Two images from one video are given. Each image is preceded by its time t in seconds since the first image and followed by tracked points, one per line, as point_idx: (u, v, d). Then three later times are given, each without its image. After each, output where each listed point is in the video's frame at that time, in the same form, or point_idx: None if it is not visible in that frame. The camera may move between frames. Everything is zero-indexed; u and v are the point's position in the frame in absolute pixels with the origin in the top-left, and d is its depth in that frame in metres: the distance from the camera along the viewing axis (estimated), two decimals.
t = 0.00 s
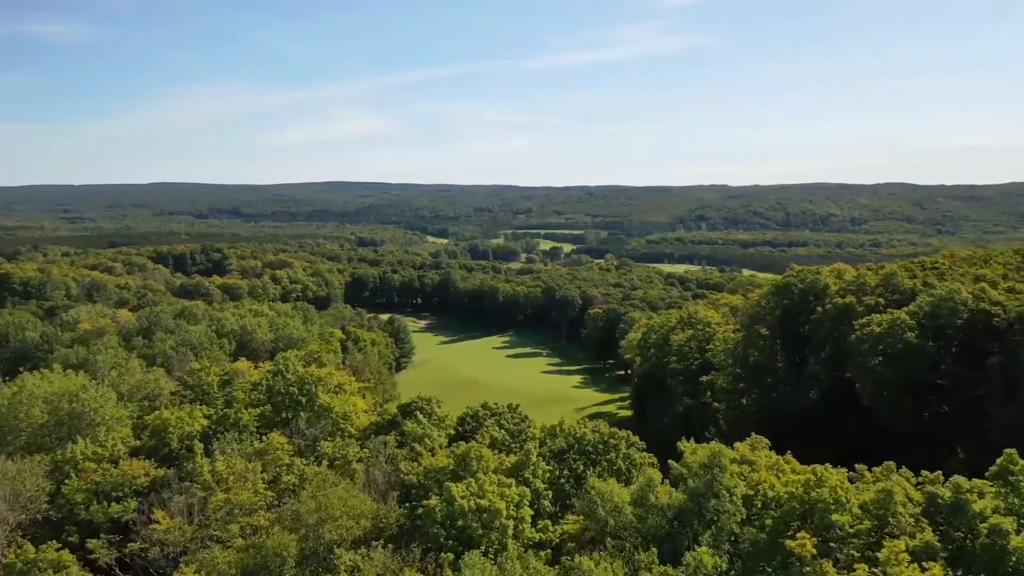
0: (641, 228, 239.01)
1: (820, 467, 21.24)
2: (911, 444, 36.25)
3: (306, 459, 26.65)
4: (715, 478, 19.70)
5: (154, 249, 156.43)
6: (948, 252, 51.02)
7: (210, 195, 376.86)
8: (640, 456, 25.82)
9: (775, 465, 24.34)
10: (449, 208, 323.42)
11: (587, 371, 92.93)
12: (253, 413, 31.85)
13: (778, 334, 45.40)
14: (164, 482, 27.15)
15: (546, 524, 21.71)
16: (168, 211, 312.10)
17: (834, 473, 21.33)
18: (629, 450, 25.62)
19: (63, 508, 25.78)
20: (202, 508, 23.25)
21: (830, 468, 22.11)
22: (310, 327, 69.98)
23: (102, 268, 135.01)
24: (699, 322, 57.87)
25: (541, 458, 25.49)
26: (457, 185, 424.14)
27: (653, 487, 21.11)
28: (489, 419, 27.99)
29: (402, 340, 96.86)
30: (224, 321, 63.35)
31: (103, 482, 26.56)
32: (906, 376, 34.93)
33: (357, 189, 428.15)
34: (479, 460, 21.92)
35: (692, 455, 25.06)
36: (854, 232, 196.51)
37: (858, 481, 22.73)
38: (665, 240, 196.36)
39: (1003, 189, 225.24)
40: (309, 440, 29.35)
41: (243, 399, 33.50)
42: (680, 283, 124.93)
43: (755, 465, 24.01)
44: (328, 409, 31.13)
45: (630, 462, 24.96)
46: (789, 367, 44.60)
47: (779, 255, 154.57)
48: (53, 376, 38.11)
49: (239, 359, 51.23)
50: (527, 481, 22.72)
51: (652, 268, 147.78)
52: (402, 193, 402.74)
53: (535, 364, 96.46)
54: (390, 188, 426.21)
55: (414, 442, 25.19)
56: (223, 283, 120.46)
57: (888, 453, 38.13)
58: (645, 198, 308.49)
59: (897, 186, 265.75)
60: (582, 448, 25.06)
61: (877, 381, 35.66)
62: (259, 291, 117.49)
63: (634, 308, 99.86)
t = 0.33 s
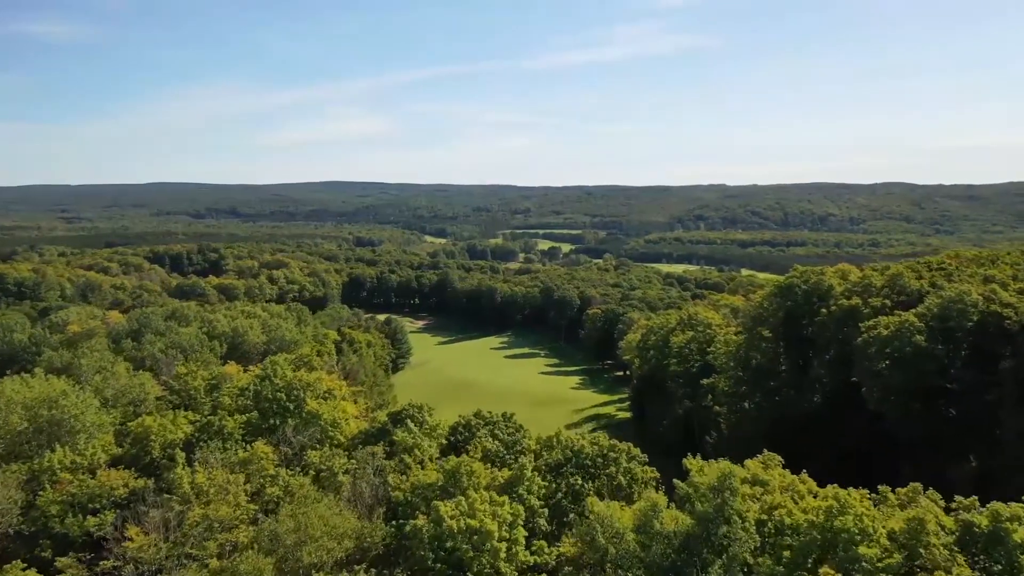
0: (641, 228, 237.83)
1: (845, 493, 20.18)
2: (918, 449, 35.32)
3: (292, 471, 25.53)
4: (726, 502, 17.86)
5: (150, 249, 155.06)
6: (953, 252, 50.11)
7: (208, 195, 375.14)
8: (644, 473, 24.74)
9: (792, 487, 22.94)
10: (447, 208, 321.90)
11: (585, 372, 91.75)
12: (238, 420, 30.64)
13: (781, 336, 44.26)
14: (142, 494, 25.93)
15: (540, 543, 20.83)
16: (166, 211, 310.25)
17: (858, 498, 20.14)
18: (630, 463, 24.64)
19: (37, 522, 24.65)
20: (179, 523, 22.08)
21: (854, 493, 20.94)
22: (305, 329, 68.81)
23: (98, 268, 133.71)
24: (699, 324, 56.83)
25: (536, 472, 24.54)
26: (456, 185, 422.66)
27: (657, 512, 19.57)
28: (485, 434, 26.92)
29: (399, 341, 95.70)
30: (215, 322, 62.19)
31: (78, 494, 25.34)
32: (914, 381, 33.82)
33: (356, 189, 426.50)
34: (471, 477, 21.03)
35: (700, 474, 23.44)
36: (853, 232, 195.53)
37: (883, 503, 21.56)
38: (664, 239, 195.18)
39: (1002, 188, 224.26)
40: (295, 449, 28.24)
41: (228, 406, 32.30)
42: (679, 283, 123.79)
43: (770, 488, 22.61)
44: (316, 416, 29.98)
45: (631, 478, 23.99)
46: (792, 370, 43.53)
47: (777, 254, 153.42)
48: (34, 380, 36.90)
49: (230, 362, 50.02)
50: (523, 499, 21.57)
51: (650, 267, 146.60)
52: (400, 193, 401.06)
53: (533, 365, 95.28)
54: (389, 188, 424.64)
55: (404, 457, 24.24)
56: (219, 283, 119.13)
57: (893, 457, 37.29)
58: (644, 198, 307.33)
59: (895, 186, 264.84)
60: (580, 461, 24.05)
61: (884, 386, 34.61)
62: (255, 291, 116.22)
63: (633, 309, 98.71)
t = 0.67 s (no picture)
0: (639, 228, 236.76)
1: (872, 523, 18.80)
2: (928, 457, 34.17)
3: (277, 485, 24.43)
4: (738, 532, 17.50)
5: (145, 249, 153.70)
6: (959, 252, 49.11)
7: (205, 194, 373.27)
8: (646, 489, 23.69)
9: (808, 512, 21.35)
10: (445, 208, 320.46)
11: (584, 373, 90.72)
12: (222, 427, 29.43)
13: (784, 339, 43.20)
14: (120, 506, 24.71)
15: (532, 566, 19.85)
16: (163, 211, 308.48)
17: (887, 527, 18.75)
18: (630, 479, 23.57)
19: (8, 536, 23.51)
20: (153, 540, 21.05)
21: (881, 521, 19.54)
22: (298, 331, 67.63)
23: (91, 268, 132.28)
24: (699, 325, 55.74)
25: (531, 487, 23.54)
26: (454, 185, 421.20)
27: (664, 543, 18.40)
28: (477, 451, 25.79)
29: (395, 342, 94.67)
30: (207, 324, 61.03)
31: (52, 508, 24.10)
32: (924, 386, 32.66)
33: (354, 189, 424.66)
34: (461, 497, 20.30)
35: (707, 495, 22.66)
36: (851, 232, 194.68)
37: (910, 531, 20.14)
38: (662, 239, 193.95)
39: (1000, 189, 223.38)
40: (281, 458, 27.09)
41: (213, 411, 31.11)
42: (677, 283, 122.74)
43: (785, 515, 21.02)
44: (304, 423, 28.81)
45: (630, 494, 22.99)
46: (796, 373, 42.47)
47: (776, 254, 152.37)
48: (13, 386, 35.60)
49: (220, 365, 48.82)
50: (516, 518, 20.39)
51: (649, 267, 145.43)
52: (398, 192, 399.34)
53: (530, 366, 93.98)
54: (387, 187, 423.06)
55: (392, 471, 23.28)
56: (214, 284, 117.77)
57: (900, 463, 36.34)
58: (643, 197, 306.24)
59: (893, 186, 264.03)
60: (578, 477, 23.05)
61: (891, 391, 33.52)
62: (251, 292, 114.97)
63: (632, 309, 97.39)
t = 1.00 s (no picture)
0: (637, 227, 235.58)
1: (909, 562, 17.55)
2: (937, 464, 33.11)
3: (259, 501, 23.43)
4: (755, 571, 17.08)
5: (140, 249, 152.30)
6: (965, 252, 48.07)
7: (203, 195, 371.56)
8: (649, 507, 22.45)
9: (831, 542, 19.25)
10: (443, 208, 318.98)
11: (583, 374, 89.61)
12: (205, 435, 28.26)
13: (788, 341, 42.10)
14: (98, 519, 23.75)
15: None
16: (160, 211, 306.46)
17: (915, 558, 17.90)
18: (631, 496, 22.41)
19: None
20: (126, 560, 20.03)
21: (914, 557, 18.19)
22: (291, 332, 66.36)
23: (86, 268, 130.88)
24: (699, 326, 54.53)
25: (524, 504, 22.58)
26: (452, 185, 419.95)
27: None
28: (469, 464, 24.80)
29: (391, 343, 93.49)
30: (196, 325, 59.73)
31: (23, 523, 22.93)
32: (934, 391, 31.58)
33: (352, 188, 422.93)
34: (447, 518, 19.61)
35: (716, 519, 21.32)
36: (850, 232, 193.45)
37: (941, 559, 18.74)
38: (661, 238, 192.75)
39: (998, 188, 222.17)
40: (265, 471, 26.04)
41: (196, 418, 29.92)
42: (676, 283, 121.56)
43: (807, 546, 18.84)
44: (290, 431, 27.66)
45: (631, 514, 21.68)
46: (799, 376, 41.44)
47: (774, 254, 151.09)
48: None
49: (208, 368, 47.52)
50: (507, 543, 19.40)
51: (647, 267, 144.17)
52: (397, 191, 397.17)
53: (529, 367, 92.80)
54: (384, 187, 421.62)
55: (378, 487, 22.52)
56: (210, 283, 116.58)
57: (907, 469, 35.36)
58: (641, 197, 304.89)
59: (891, 185, 262.82)
60: (575, 494, 22.07)
61: (901, 397, 32.42)
62: (245, 292, 113.63)
63: (631, 309, 96.23)
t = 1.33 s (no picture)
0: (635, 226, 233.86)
1: None
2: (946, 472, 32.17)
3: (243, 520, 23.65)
4: None
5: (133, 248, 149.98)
6: (968, 252, 47.31)
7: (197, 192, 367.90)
8: (650, 530, 21.48)
9: None
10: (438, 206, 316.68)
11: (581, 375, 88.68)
12: (187, 443, 27.17)
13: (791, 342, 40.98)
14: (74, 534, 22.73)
15: None
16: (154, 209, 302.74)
17: None
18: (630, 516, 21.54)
19: None
20: None
21: None
22: (285, 334, 64.99)
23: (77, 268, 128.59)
24: (698, 327, 53.56)
25: (519, 527, 21.65)
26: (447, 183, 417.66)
27: None
28: (460, 479, 24.16)
29: (387, 344, 92.10)
30: (187, 327, 58.26)
31: None
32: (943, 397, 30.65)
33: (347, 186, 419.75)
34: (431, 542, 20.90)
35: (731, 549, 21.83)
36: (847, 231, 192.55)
37: None
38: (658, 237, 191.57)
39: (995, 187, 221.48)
40: (247, 485, 25.59)
41: (179, 423, 28.72)
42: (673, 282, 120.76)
43: None
44: (274, 441, 27.37)
45: (633, 537, 20.71)
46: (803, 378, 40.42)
47: (772, 253, 150.23)
48: None
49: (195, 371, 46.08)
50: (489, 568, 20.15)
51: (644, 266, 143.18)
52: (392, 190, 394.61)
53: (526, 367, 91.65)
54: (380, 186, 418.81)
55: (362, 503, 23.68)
56: (204, 283, 114.73)
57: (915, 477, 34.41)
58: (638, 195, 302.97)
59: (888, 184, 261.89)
60: (573, 516, 21.09)
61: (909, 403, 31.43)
62: (240, 292, 111.86)
63: (629, 309, 95.30)
